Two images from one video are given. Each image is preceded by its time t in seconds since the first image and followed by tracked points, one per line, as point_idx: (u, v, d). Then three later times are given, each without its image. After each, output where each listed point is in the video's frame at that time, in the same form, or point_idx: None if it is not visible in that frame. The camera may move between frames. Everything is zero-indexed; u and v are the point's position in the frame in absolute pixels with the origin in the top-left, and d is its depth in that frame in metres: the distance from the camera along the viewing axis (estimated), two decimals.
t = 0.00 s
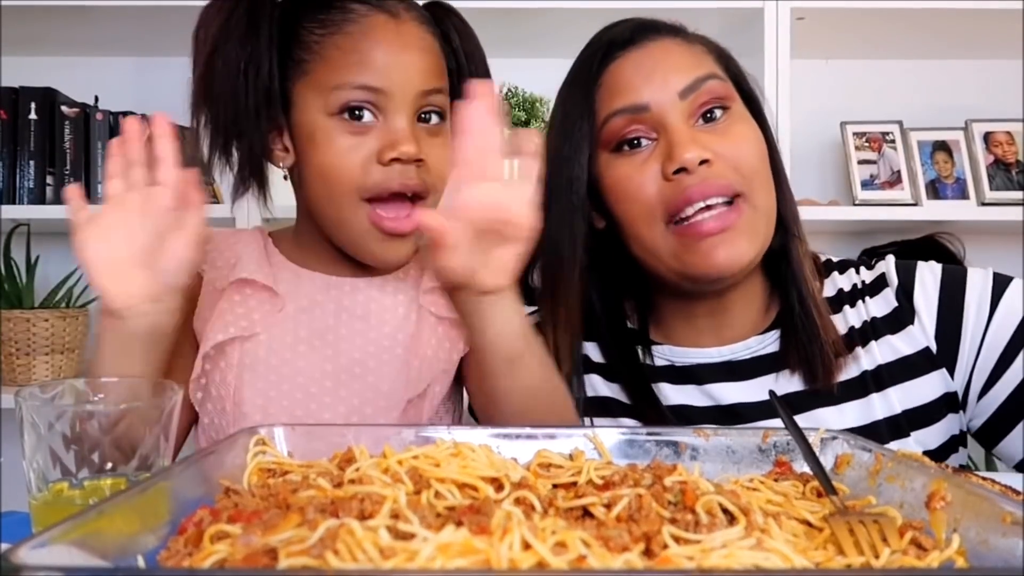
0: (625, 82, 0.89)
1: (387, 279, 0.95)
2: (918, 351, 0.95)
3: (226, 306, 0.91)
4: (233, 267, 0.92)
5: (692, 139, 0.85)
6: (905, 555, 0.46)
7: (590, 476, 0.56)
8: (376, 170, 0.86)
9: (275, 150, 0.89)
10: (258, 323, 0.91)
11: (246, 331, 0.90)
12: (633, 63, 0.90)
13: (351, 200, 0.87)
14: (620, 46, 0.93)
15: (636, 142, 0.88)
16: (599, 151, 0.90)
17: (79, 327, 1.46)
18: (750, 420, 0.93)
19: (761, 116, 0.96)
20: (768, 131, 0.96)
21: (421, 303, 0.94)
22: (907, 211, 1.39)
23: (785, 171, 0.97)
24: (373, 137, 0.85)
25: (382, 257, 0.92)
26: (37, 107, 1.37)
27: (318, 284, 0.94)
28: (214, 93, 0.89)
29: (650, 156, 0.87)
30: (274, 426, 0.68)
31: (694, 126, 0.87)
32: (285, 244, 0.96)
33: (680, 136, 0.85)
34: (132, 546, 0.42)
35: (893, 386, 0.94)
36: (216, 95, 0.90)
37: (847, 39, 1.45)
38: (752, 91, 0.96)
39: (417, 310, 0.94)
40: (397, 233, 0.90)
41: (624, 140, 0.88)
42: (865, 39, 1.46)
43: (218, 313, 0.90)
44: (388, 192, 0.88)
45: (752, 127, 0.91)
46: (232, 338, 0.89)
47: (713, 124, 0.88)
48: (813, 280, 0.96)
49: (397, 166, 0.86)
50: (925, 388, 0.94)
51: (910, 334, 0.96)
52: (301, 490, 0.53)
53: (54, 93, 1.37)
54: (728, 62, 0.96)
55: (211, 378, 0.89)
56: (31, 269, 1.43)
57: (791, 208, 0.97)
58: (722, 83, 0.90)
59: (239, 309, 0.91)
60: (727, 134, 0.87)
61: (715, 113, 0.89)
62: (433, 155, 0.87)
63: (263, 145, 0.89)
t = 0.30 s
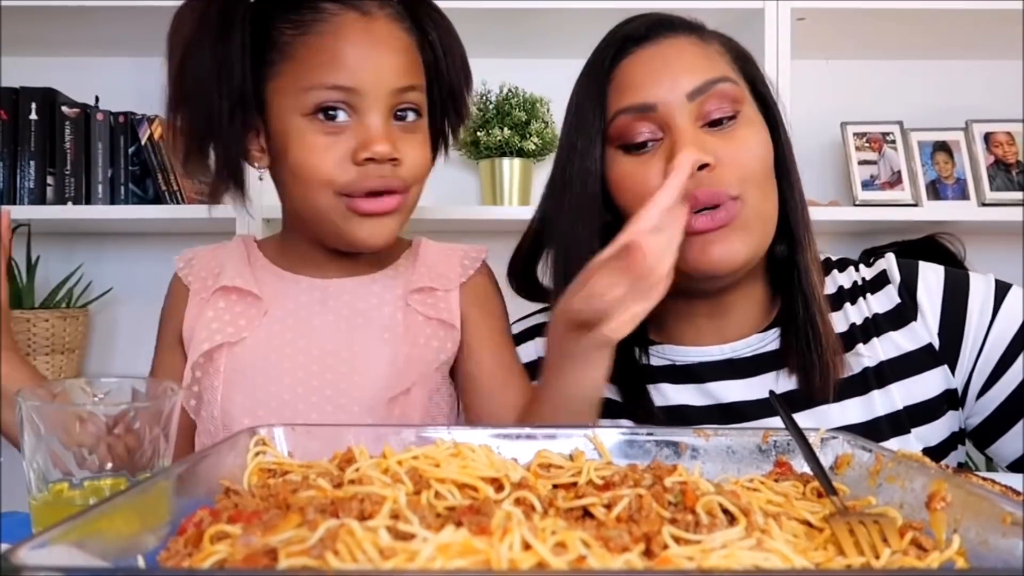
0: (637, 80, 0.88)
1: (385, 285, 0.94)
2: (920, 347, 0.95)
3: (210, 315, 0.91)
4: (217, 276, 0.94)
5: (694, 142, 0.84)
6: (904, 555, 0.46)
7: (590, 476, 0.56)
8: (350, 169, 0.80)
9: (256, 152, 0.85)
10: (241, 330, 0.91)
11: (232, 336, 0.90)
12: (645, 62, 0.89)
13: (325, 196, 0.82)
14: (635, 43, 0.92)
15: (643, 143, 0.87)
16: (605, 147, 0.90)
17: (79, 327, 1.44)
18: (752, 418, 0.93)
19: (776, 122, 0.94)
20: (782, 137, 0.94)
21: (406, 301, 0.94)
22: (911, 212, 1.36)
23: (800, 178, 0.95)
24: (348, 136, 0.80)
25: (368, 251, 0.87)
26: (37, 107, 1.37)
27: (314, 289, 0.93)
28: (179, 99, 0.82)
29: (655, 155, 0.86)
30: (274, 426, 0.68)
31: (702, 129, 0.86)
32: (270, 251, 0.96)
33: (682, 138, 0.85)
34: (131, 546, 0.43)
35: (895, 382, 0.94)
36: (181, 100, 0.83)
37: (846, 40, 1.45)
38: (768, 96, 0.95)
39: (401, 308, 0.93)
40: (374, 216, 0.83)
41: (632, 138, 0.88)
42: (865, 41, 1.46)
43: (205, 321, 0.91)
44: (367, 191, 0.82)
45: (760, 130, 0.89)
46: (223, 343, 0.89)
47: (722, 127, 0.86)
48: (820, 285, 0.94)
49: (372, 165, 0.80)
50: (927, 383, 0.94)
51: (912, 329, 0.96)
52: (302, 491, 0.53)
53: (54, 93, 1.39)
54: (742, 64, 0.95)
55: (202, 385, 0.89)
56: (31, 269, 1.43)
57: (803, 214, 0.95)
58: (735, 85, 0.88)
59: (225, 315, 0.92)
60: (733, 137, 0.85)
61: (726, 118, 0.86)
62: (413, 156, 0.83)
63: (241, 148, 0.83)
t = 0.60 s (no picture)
0: (650, 60, 0.88)
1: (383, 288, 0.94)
2: (919, 346, 0.95)
3: (213, 310, 0.92)
4: (222, 274, 0.94)
5: (687, 123, 0.84)
6: (905, 555, 0.46)
7: (590, 476, 0.56)
8: (315, 171, 0.82)
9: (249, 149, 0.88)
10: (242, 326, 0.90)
11: (230, 334, 0.89)
12: (662, 47, 0.89)
13: (297, 196, 0.83)
14: (659, 29, 0.92)
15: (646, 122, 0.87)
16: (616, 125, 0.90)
17: (78, 327, 1.44)
18: (748, 418, 0.93)
19: (791, 129, 0.92)
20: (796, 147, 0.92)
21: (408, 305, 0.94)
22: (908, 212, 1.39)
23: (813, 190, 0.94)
24: (315, 139, 0.82)
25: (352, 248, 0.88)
26: (37, 108, 1.36)
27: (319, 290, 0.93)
28: (177, 96, 0.87)
29: (651, 134, 0.86)
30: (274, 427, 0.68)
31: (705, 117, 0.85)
32: (276, 251, 0.96)
33: (678, 119, 0.84)
34: (131, 546, 0.43)
35: (894, 380, 0.94)
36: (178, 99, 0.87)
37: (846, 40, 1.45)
38: (790, 106, 0.93)
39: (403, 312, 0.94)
40: (345, 215, 0.83)
41: (634, 116, 0.88)
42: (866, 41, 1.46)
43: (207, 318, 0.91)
44: (336, 194, 0.82)
45: (765, 132, 0.88)
46: (225, 338, 0.89)
47: (723, 120, 0.85)
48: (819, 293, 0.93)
49: (335, 167, 0.81)
50: (925, 382, 0.94)
51: (911, 329, 0.96)
52: (302, 491, 0.53)
53: (54, 93, 1.38)
54: (766, 67, 0.93)
55: (204, 380, 0.89)
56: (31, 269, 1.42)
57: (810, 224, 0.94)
58: (744, 83, 0.87)
59: (226, 313, 0.92)
60: (730, 133, 0.84)
61: (730, 109, 0.86)
62: (387, 157, 0.84)
63: (233, 145, 0.87)
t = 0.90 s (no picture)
0: (713, 55, 0.86)
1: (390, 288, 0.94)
2: (915, 347, 0.95)
3: (227, 312, 0.92)
4: (238, 276, 0.95)
5: (712, 130, 0.82)
6: (904, 555, 0.46)
7: (590, 476, 0.56)
8: (331, 164, 0.83)
9: (271, 148, 0.92)
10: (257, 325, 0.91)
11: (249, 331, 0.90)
12: (720, 42, 0.87)
13: (312, 187, 0.84)
14: (734, 21, 0.90)
15: (684, 110, 0.87)
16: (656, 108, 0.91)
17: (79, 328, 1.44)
18: (742, 415, 0.93)
19: (836, 160, 0.89)
20: (839, 179, 0.89)
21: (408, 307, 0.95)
22: (908, 211, 1.36)
23: (851, 226, 0.91)
24: (334, 135, 0.83)
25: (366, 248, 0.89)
26: (37, 108, 1.38)
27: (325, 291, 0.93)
28: (208, 93, 0.92)
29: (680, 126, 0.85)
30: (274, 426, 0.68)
31: (738, 129, 0.83)
32: (291, 253, 0.97)
33: (708, 124, 0.82)
34: (132, 546, 0.43)
35: (890, 380, 0.94)
36: (209, 89, 0.92)
37: (847, 39, 1.45)
38: (843, 138, 0.89)
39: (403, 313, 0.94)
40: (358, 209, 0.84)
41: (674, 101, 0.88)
42: (866, 40, 1.46)
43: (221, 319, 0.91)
44: (349, 187, 0.83)
45: (795, 162, 0.85)
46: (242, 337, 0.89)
47: (757, 136, 0.84)
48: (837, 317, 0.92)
49: (351, 162, 0.82)
50: (922, 383, 0.94)
51: (908, 330, 0.96)
52: (302, 491, 0.53)
53: (54, 93, 1.39)
54: (833, 101, 0.89)
55: (219, 379, 0.90)
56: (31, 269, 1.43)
57: (845, 256, 0.91)
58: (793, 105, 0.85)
59: (241, 313, 0.92)
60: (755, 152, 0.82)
61: (766, 128, 0.84)
62: (401, 157, 0.85)
63: (258, 142, 0.91)
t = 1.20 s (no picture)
0: (722, 64, 0.86)
1: (388, 297, 0.96)
2: (914, 351, 0.95)
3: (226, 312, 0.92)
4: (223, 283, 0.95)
5: (716, 151, 0.81)
6: (905, 555, 0.46)
7: (590, 476, 0.56)
8: (321, 144, 0.86)
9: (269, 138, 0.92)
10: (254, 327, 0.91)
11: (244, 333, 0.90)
12: (730, 50, 0.87)
13: (301, 168, 0.87)
14: (746, 29, 0.89)
15: (687, 121, 0.86)
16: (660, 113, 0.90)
17: (79, 328, 1.44)
18: (744, 418, 0.93)
19: (845, 174, 0.88)
20: (849, 193, 0.88)
21: (407, 314, 0.96)
22: (907, 212, 1.38)
23: (861, 238, 0.90)
24: (328, 116, 0.86)
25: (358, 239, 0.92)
26: (37, 108, 1.38)
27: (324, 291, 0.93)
28: (223, 75, 0.95)
29: (684, 138, 0.85)
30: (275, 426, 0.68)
31: (741, 146, 0.83)
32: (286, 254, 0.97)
33: (710, 141, 0.82)
34: (131, 546, 0.43)
35: (890, 385, 0.94)
36: (224, 80, 0.96)
37: (847, 39, 1.45)
38: (852, 152, 0.88)
39: (402, 320, 0.96)
40: (342, 197, 0.88)
41: (678, 111, 0.87)
42: (866, 40, 1.45)
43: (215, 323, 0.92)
44: (334, 169, 0.87)
45: (797, 178, 0.85)
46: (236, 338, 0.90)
47: (761, 154, 0.83)
48: (843, 330, 0.91)
49: (340, 141, 0.85)
50: (921, 387, 0.94)
51: (907, 332, 0.96)
52: (302, 491, 0.53)
53: (54, 93, 1.39)
54: (843, 112, 0.88)
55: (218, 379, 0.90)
56: (31, 269, 1.42)
57: (855, 270, 0.91)
58: (799, 124, 0.84)
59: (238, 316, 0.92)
60: (756, 168, 0.82)
61: (771, 145, 0.84)
62: (391, 150, 0.88)
63: (258, 130, 0.93)
